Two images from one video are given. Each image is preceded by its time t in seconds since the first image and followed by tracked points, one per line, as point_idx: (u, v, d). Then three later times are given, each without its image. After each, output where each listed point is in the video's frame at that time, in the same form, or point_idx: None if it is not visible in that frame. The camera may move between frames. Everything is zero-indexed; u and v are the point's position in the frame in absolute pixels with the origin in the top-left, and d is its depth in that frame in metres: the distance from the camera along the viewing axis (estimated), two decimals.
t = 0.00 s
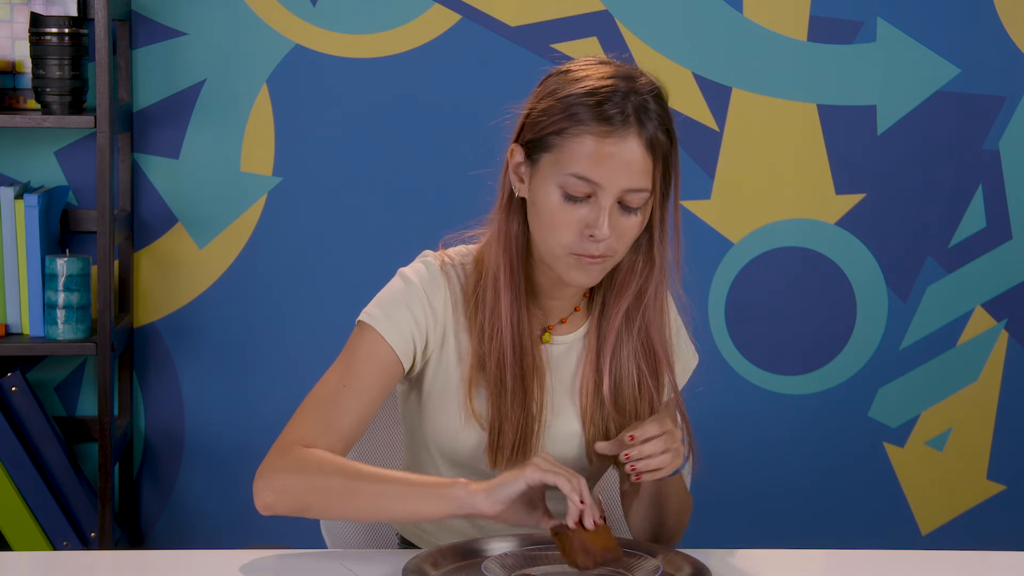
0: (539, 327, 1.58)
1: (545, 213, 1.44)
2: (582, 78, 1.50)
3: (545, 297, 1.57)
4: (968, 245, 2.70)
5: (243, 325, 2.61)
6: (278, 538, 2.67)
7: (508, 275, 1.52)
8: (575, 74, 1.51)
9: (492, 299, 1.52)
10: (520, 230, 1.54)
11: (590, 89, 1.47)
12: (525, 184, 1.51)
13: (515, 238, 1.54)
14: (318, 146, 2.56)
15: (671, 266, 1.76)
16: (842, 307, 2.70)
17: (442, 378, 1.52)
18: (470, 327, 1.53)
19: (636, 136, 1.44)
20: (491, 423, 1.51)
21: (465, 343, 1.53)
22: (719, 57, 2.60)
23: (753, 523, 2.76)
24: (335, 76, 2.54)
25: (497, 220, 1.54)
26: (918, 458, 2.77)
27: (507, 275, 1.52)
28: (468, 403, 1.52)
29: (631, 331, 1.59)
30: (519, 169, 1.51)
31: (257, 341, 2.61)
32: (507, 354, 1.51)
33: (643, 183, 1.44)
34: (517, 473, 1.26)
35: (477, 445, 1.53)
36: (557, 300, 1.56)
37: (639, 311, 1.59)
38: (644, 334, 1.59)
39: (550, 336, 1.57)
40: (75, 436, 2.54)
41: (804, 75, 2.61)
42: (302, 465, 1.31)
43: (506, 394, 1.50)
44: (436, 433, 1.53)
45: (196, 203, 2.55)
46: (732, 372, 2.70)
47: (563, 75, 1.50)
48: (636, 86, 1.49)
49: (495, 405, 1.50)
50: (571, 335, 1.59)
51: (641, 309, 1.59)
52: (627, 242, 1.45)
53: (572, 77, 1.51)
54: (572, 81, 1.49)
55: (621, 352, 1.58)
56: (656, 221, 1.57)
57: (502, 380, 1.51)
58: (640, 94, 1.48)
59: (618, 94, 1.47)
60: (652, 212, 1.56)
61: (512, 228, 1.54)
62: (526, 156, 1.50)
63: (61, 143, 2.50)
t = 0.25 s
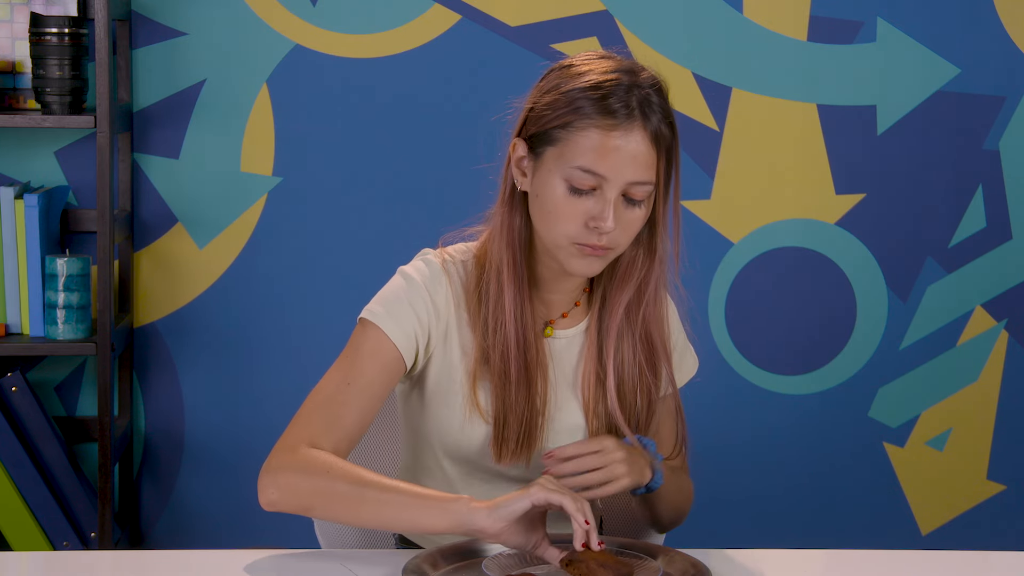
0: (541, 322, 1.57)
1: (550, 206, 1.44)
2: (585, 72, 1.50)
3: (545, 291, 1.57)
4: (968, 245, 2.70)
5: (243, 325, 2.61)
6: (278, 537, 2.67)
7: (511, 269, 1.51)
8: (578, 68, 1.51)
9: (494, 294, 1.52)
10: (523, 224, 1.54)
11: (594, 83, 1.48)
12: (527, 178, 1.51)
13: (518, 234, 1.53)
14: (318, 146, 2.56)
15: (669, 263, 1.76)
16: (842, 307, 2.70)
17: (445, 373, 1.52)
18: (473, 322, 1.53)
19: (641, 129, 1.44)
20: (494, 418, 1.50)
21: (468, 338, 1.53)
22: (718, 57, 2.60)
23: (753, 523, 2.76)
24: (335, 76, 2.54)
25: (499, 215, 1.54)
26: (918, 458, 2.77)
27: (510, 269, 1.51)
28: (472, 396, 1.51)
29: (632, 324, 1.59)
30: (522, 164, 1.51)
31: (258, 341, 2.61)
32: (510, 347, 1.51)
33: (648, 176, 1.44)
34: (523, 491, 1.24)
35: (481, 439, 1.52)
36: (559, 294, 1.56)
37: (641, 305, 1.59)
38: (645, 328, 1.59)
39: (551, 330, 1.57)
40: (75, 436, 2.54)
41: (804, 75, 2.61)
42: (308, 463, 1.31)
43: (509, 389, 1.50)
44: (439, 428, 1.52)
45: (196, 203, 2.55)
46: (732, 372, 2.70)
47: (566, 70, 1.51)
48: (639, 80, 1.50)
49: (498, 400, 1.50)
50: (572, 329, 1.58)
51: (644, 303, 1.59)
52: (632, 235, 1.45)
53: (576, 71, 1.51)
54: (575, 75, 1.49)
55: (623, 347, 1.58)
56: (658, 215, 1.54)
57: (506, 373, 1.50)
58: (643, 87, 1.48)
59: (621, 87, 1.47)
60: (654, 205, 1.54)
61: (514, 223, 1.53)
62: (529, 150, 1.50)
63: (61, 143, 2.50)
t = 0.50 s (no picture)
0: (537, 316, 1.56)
1: (545, 199, 1.44)
2: (577, 65, 1.50)
3: (540, 285, 1.56)
4: (968, 245, 2.70)
5: (243, 325, 2.61)
6: (277, 537, 2.67)
7: (505, 263, 1.52)
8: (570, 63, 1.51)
9: (490, 288, 1.51)
10: (517, 219, 1.53)
11: (586, 76, 1.48)
12: (521, 172, 1.51)
13: (512, 228, 1.53)
14: (318, 146, 2.56)
15: (664, 255, 1.76)
16: (842, 307, 2.70)
17: (440, 368, 1.51)
18: (468, 317, 1.53)
19: (634, 121, 1.45)
20: (490, 413, 1.49)
21: (463, 332, 1.52)
22: (718, 57, 2.60)
23: (753, 523, 2.76)
24: (335, 76, 2.54)
25: (494, 209, 1.54)
26: (918, 458, 2.77)
27: (504, 263, 1.52)
28: (468, 389, 1.50)
29: (628, 317, 1.58)
30: (515, 159, 1.51)
31: (258, 341, 2.61)
32: (506, 339, 1.50)
33: (640, 169, 1.45)
34: (516, 488, 1.24)
35: (477, 432, 1.50)
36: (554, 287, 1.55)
37: (636, 298, 1.58)
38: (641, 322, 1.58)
39: (547, 323, 1.56)
40: (75, 436, 2.54)
41: (804, 75, 2.61)
42: (307, 460, 1.31)
43: (505, 382, 1.49)
44: (435, 422, 1.51)
45: (196, 204, 2.55)
46: (732, 372, 2.70)
47: (558, 65, 1.51)
48: (630, 73, 1.50)
49: (493, 394, 1.49)
50: (568, 323, 1.58)
51: (639, 296, 1.58)
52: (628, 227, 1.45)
53: (569, 66, 1.51)
54: (567, 69, 1.50)
55: (620, 340, 1.57)
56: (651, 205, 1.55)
57: (501, 365, 1.50)
58: (635, 80, 1.49)
59: (614, 80, 1.47)
60: (648, 197, 1.54)
61: (508, 218, 1.53)
62: (522, 144, 1.50)
63: (61, 143, 2.50)
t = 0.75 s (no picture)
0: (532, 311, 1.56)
1: (536, 193, 1.44)
2: (567, 59, 1.51)
3: (535, 280, 1.56)
4: (968, 245, 2.70)
5: (243, 325, 2.61)
6: (277, 537, 2.67)
7: (498, 258, 1.52)
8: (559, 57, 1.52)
9: (484, 284, 1.52)
10: (510, 214, 1.54)
11: (576, 68, 1.48)
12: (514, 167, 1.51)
13: (504, 224, 1.53)
14: (318, 146, 2.56)
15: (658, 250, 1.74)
16: (842, 307, 2.70)
17: (434, 364, 1.51)
18: (461, 313, 1.53)
19: (622, 111, 1.45)
20: (484, 407, 1.49)
21: (457, 329, 1.53)
22: (718, 57, 2.60)
23: (753, 522, 2.76)
24: (335, 76, 2.54)
25: (487, 205, 1.54)
26: (918, 458, 2.77)
27: (497, 258, 1.52)
28: (461, 385, 1.50)
29: (623, 312, 1.57)
30: (507, 155, 1.52)
31: (258, 341, 2.61)
32: (499, 334, 1.50)
33: (630, 161, 1.44)
34: (471, 461, 1.24)
35: (472, 428, 1.50)
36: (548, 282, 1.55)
37: (631, 292, 1.57)
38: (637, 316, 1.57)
39: (542, 319, 1.55)
40: (75, 436, 2.54)
41: (804, 75, 2.61)
42: (293, 462, 1.34)
43: (498, 377, 1.48)
44: (430, 418, 1.51)
45: (196, 204, 2.55)
46: (732, 372, 2.70)
47: (549, 58, 1.51)
48: (619, 66, 1.50)
49: (487, 389, 1.48)
50: (564, 318, 1.57)
51: (634, 290, 1.57)
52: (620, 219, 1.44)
53: (559, 60, 1.51)
54: (557, 63, 1.50)
55: (616, 335, 1.56)
56: (642, 198, 1.54)
57: (495, 360, 1.49)
58: (624, 72, 1.49)
59: (603, 73, 1.48)
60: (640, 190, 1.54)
61: (502, 214, 1.53)
62: (514, 139, 1.50)
63: (61, 143, 2.50)
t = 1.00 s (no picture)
0: (527, 308, 1.55)
1: (528, 189, 1.44)
2: (560, 56, 1.51)
3: (530, 278, 1.55)
4: (968, 245, 2.70)
5: (243, 325, 2.61)
6: (277, 536, 2.67)
7: (492, 256, 1.52)
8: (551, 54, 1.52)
9: (478, 282, 1.52)
10: (504, 212, 1.54)
11: (569, 66, 1.49)
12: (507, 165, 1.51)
13: (498, 222, 1.53)
14: (318, 146, 2.56)
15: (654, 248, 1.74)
16: (842, 307, 2.70)
17: (429, 362, 1.51)
18: (455, 311, 1.53)
19: (614, 108, 1.45)
20: (478, 406, 1.49)
21: (452, 327, 1.52)
22: (718, 57, 2.60)
23: (753, 522, 2.76)
24: (335, 76, 2.54)
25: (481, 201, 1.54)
26: (918, 458, 2.77)
27: (491, 256, 1.52)
28: (456, 382, 1.50)
29: (619, 309, 1.56)
30: (500, 153, 1.52)
31: (258, 341, 2.61)
32: (493, 332, 1.50)
33: (622, 156, 1.44)
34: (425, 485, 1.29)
35: (466, 425, 1.50)
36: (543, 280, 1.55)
37: (626, 290, 1.56)
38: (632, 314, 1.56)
39: (537, 316, 1.54)
40: (75, 436, 2.54)
41: (804, 75, 2.61)
42: (279, 466, 1.39)
43: (492, 374, 1.48)
44: (424, 416, 1.51)
45: (196, 204, 2.55)
46: (732, 372, 2.70)
47: (542, 55, 1.51)
48: (612, 63, 1.50)
49: (480, 387, 1.48)
50: (559, 315, 1.56)
51: (630, 287, 1.56)
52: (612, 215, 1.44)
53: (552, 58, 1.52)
54: (549, 61, 1.50)
55: (611, 333, 1.55)
56: (635, 196, 1.54)
57: (488, 358, 1.49)
58: (616, 69, 1.49)
59: (594, 70, 1.48)
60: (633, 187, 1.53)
61: (495, 212, 1.53)
62: (507, 137, 1.50)
63: (61, 143, 2.50)
